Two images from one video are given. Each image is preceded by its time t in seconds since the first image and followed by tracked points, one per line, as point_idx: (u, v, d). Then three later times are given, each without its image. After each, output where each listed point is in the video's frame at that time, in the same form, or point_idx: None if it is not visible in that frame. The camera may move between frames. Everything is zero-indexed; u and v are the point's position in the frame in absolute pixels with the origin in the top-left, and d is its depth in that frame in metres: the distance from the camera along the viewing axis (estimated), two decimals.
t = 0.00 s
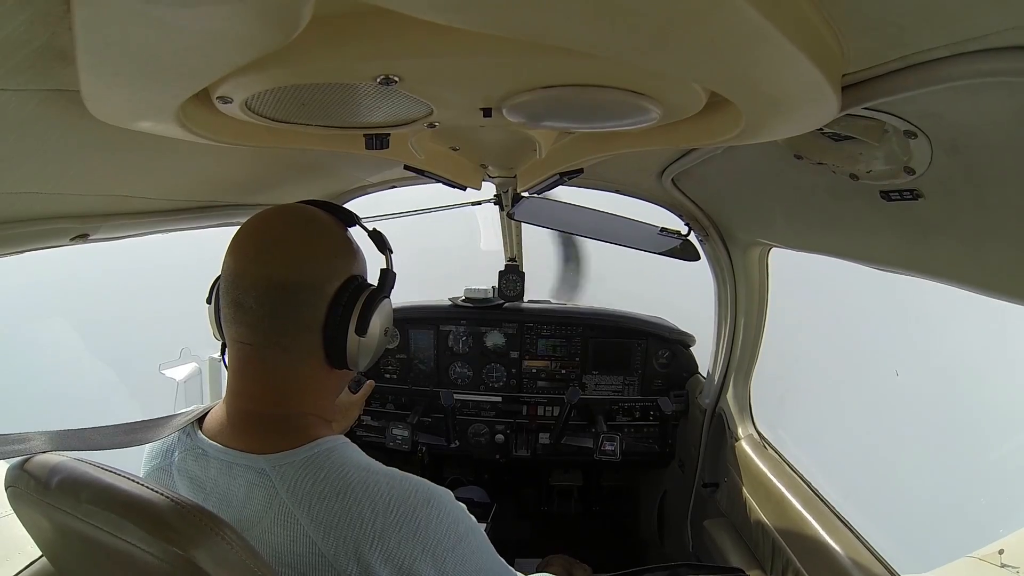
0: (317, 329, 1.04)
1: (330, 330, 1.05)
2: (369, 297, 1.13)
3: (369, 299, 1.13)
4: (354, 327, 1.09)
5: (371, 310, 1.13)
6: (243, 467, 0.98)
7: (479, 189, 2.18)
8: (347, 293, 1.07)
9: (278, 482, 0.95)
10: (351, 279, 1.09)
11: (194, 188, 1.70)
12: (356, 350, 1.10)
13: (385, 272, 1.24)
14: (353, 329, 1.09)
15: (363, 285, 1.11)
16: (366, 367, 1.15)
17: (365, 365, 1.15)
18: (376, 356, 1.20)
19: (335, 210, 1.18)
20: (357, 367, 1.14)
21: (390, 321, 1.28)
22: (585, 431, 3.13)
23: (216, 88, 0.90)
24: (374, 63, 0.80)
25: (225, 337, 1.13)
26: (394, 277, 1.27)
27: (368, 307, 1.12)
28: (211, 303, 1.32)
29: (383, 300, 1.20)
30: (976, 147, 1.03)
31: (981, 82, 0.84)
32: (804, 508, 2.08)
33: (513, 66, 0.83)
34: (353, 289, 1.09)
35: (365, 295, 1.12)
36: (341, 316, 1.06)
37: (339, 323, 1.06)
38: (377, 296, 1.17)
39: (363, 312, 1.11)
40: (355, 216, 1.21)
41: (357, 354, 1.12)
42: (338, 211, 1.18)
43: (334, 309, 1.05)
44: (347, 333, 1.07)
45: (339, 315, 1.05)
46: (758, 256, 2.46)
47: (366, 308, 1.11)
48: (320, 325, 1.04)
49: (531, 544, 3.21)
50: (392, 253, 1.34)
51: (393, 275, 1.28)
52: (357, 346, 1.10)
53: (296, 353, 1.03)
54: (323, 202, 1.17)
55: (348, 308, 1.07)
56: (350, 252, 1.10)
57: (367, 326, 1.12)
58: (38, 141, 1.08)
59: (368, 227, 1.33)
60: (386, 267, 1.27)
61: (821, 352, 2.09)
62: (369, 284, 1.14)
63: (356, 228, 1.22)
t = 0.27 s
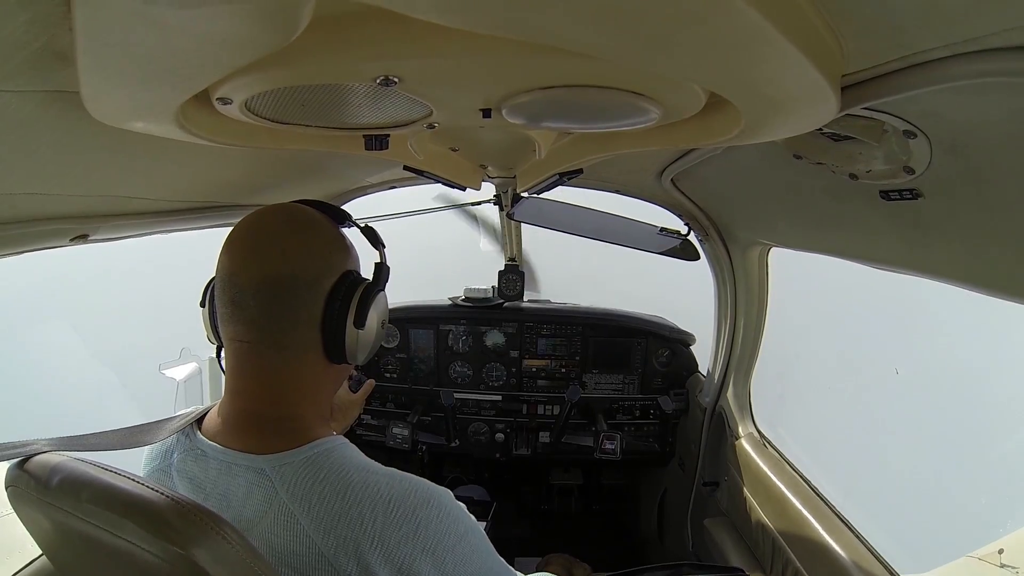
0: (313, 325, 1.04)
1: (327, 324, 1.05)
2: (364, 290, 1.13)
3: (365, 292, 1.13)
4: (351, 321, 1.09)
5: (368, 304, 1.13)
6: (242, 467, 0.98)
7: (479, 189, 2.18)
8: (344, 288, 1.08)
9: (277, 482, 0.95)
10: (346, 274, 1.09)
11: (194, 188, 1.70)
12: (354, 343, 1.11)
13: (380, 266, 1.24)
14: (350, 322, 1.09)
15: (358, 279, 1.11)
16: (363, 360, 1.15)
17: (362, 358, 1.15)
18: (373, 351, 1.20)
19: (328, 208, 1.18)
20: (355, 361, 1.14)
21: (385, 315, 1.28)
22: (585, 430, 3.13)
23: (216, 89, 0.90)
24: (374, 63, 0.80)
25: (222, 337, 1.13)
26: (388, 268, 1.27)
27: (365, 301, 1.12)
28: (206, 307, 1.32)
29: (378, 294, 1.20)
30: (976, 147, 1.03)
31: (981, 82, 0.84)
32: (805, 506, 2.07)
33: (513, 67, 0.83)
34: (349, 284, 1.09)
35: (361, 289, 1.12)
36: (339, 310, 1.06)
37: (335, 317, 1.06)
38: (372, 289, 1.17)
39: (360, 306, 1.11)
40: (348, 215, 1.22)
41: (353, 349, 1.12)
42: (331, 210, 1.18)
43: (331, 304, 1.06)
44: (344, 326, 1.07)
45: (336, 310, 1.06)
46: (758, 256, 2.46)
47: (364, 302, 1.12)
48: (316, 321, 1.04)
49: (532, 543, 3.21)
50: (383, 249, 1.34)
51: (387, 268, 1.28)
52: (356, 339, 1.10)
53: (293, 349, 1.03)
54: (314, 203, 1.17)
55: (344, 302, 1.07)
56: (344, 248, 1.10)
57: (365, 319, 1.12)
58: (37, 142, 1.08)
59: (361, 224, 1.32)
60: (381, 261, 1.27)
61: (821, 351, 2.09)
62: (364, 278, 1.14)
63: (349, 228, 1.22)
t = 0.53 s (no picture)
0: (318, 327, 1.04)
1: (332, 327, 1.05)
2: (370, 294, 1.13)
3: (370, 296, 1.13)
4: (358, 324, 1.10)
5: (374, 308, 1.14)
6: (243, 467, 0.98)
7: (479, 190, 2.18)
8: (349, 291, 1.08)
9: (277, 482, 0.95)
10: (352, 277, 1.09)
11: (194, 188, 1.70)
12: (357, 346, 1.11)
13: (385, 269, 1.24)
14: (356, 325, 1.10)
15: (364, 283, 1.12)
16: (367, 363, 1.15)
17: (366, 361, 1.15)
18: (377, 354, 1.20)
19: (332, 210, 1.18)
20: (358, 364, 1.14)
21: (390, 319, 1.28)
22: (585, 431, 3.13)
23: (216, 91, 0.90)
24: (375, 64, 0.80)
25: (224, 339, 1.13)
26: (392, 273, 1.27)
27: (371, 305, 1.12)
28: (206, 308, 1.32)
29: (383, 297, 1.20)
30: (976, 148, 1.03)
31: (981, 83, 0.84)
32: (805, 504, 2.06)
33: (514, 68, 0.83)
34: (354, 287, 1.09)
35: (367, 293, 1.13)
36: (345, 313, 1.07)
37: (341, 321, 1.06)
38: (377, 293, 1.17)
39: (367, 310, 1.11)
40: (352, 218, 1.22)
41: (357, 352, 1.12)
42: (337, 212, 1.18)
43: (337, 307, 1.06)
44: (350, 329, 1.07)
45: (342, 313, 1.06)
46: (758, 257, 2.46)
47: (369, 305, 1.12)
48: (321, 323, 1.04)
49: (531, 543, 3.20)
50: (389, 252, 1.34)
51: (392, 273, 1.28)
52: (361, 342, 1.11)
53: (297, 351, 1.03)
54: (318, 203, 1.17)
55: (351, 306, 1.08)
56: (349, 251, 1.10)
57: (370, 322, 1.12)
58: (39, 142, 1.08)
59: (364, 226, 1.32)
60: (385, 264, 1.27)
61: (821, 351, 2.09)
62: (369, 281, 1.14)
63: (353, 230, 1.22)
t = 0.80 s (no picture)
0: (321, 329, 1.04)
1: (335, 328, 1.06)
2: (372, 296, 1.14)
3: (372, 298, 1.14)
4: (360, 326, 1.10)
5: (376, 311, 1.14)
6: (243, 468, 0.98)
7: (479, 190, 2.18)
8: (352, 293, 1.08)
9: (278, 483, 0.95)
10: (353, 279, 1.10)
11: (194, 189, 1.70)
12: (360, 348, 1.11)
13: (385, 271, 1.24)
14: (359, 326, 1.10)
15: (366, 285, 1.12)
16: (369, 364, 1.15)
17: (367, 363, 1.15)
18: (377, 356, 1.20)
19: (333, 212, 1.18)
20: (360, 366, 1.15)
21: (390, 322, 1.28)
22: (585, 431, 3.13)
23: (218, 90, 0.90)
24: (376, 64, 0.80)
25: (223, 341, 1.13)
26: (393, 275, 1.27)
27: (373, 308, 1.13)
28: (204, 308, 1.31)
29: (384, 299, 1.21)
30: (976, 149, 1.03)
31: (981, 84, 0.84)
32: (805, 504, 2.05)
33: (514, 68, 0.83)
34: (356, 289, 1.10)
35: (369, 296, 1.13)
36: (348, 315, 1.07)
37: (344, 322, 1.07)
38: (378, 295, 1.18)
39: (369, 312, 1.12)
40: (352, 220, 1.22)
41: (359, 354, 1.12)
42: (337, 215, 1.18)
43: (339, 309, 1.06)
44: (353, 331, 1.08)
45: (345, 315, 1.07)
46: (758, 258, 2.46)
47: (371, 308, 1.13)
48: (324, 325, 1.05)
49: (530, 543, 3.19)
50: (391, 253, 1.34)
51: (393, 273, 1.28)
52: (364, 343, 1.11)
53: (299, 353, 1.04)
54: (319, 204, 1.17)
55: (354, 309, 1.08)
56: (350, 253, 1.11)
57: (372, 324, 1.13)
58: (38, 141, 1.08)
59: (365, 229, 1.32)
60: (385, 265, 1.27)
61: (821, 352, 2.08)
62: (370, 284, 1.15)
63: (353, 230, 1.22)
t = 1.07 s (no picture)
0: (322, 330, 1.04)
1: (336, 330, 1.06)
2: (373, 298, 1.14)
3: (373, 300, 1.14)
4: (362, 327, 1.10)
5: (377, 312, 1.14)
6: (243, 471, 0.98)
7: (479, 191, 2.18)
8: (353, 294, 1.08)
9: (278, 486, 0.95)
10: (354, 280, 1.10)
11: (195, 189, 1.70)
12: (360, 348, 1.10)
13: (386, 273, 1.24)
14: (360, 327, 1.10)
15: (367, 286, 1.12)
16: (371, 365, 1.14)
17: (369, 364, 1.15)
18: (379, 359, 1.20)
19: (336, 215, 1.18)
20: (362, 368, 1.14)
21: (389, 326, 1.27)
22: (585, 432, 3.11)
23: (218, 87, 0.90)
24: (377, 63, 0.80)
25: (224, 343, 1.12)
26: (393, 277, 1.26)
27: (374, 308, 1.13)
28: (204, 309, 1.31)
29: (386, 300, 1.20)
30: (976, 149, 1.03)
31: (981, 84, 0.84)
32: (805, 505, 2.05)
33: (515, 67, 0.83)
34: (358, 290, 1.10)
35: (370, 297, 1.13)
36: (349, 315, 1.07)
37: (345, 324, 1.07)
38: (379, 296, 1.18)
39: (371, 313, 1.12)
40: (351, 221, 1.22)
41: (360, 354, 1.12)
42: (337, 216, 1.18)
43: (341, 310, 1.07)
44: (354, 332, 1.08)
45: (346, 316, 1.07)
46: (758, 258, 2.45)
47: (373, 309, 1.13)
48: (325, 326, 1.05)
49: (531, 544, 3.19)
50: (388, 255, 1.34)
51: (393, 275, 1.28)
52: (366, 345, 1.10)
53: (300, 354, 1.04)
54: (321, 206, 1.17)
55: (355, 310, 1.08)
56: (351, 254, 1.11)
57: (374, 325, 1.13)
58: (38, 140, 1.08)
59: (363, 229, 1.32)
60: (386, 266, 1.27)
61: (821, 352, 2.08)
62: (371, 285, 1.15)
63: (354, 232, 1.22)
